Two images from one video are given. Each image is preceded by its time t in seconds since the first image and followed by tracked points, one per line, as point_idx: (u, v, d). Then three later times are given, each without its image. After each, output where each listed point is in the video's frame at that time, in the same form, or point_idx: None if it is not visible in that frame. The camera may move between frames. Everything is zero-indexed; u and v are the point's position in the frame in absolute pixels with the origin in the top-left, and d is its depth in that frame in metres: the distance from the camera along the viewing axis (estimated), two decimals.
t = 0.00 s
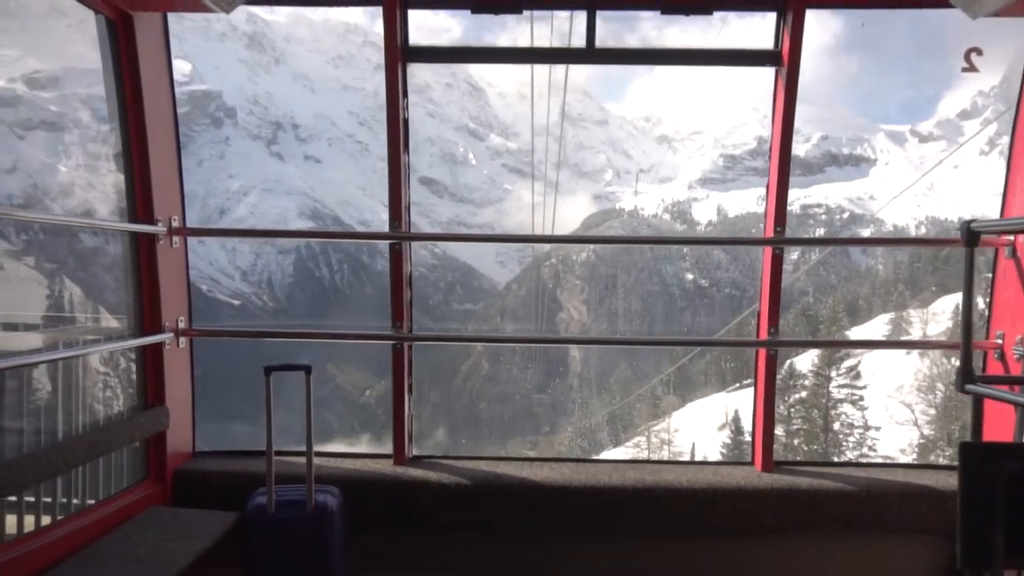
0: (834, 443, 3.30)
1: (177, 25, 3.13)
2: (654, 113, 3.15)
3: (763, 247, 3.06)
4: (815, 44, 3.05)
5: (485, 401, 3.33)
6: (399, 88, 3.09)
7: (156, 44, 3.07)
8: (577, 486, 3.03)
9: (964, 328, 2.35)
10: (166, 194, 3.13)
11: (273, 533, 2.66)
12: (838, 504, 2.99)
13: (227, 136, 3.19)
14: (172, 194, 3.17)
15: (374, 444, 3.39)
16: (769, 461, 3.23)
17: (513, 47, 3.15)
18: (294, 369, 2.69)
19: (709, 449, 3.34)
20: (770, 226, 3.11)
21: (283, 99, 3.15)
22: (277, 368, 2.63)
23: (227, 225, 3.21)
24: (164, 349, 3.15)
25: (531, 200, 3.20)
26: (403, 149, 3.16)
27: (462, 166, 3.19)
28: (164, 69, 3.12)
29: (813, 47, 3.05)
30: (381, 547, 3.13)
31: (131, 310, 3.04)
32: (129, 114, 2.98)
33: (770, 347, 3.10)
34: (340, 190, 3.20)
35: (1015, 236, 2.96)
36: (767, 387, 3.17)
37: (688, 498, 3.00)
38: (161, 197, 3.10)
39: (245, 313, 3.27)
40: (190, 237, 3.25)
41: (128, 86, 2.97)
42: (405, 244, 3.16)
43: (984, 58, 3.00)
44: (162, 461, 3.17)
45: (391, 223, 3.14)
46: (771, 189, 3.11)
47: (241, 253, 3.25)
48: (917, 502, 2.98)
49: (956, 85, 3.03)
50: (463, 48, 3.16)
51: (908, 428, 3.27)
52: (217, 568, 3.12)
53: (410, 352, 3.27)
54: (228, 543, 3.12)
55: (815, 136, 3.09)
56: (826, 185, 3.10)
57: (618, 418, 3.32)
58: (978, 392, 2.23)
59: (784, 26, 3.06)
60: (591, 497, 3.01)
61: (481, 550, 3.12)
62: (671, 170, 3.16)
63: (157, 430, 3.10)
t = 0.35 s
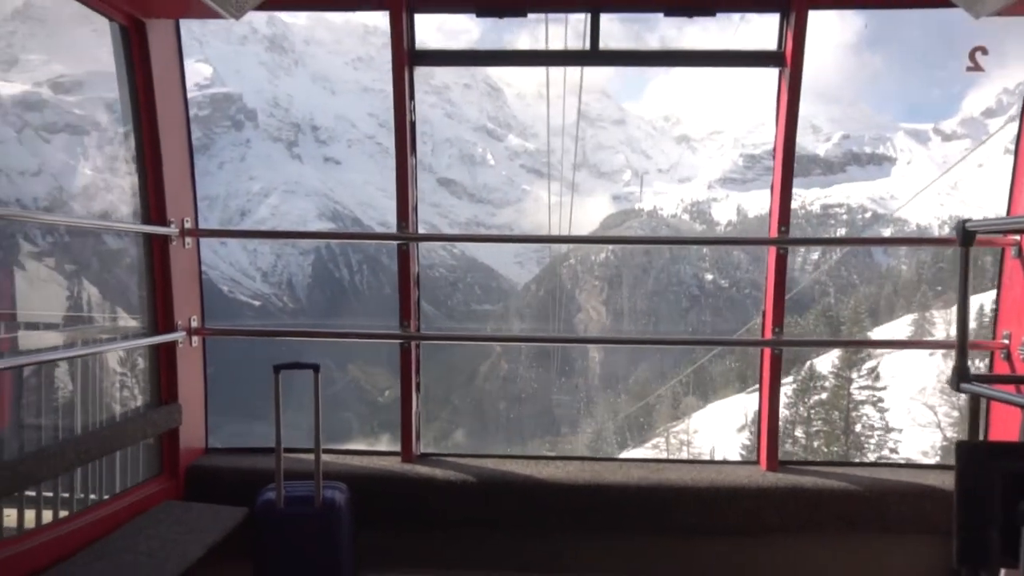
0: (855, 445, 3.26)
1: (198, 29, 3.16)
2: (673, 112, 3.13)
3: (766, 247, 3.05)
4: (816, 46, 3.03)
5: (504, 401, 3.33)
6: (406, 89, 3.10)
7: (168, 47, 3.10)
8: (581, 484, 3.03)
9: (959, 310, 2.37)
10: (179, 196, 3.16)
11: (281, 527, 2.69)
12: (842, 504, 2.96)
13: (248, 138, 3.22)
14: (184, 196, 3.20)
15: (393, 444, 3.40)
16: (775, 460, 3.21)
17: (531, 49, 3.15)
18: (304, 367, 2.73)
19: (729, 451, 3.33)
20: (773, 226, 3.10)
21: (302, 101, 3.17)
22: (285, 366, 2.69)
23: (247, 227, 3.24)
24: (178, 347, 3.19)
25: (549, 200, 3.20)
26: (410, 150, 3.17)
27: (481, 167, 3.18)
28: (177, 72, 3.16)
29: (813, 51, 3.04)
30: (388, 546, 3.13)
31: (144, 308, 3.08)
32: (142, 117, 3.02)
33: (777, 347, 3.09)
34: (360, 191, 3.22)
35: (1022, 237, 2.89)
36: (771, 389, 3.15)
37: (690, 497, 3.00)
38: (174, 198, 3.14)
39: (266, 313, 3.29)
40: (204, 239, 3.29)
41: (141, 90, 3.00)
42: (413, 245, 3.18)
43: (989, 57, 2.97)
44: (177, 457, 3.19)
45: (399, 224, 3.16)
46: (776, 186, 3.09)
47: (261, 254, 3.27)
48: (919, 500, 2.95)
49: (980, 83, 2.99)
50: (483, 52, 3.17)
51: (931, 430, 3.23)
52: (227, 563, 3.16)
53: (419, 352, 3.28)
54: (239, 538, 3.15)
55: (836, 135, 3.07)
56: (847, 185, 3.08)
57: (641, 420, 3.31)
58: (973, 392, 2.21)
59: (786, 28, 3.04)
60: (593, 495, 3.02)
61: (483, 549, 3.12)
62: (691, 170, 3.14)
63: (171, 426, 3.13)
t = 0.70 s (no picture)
0: (869, 447, 3.23)
1: (213, 31, 3.17)
2: (687, 113, 3.12)
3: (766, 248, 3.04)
4: (813, 48, 3.04)
5: (518, 402, 3.33)
6: (410, 95, 3.09)
7: (176, 51, 3.11)
8: (581, 484, 3.02)
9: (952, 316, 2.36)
10: (187, 197, 3.18)
11: (285, 524, 2.71)
12: (845, 505, 2.94)
13: (262, 139, 3.22)
14: (191, 199, 3.21)
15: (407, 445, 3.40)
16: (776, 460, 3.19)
17: (543, 52, 3.15)
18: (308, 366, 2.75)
19: (742, 452, 3.30)
20: (774, 228, 3.08)
21: (316, 101, 3.18)
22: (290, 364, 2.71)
23: (262, 228, 3.26)
24: (185, 346, 3.21)
25: (562, 201, 3.19)
26: (414, 154, 3.16)
27: (493, 167, 3.19)
28: (185, 77, 3.17)
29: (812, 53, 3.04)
30: (389, 542, 3.15)
31: (152, 308, 3.10)
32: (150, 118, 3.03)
33: (776, 347, 3.05)
34: (374, 192, 3.22)
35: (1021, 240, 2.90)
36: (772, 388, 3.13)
37: (690, 498, 2.98)
38: (183, 200, 3.15)
39: (280, 314, 3.31)
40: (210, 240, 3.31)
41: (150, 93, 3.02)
42: (417, 245, 3.17)
43: (989, 59, 2.94)
44: (184, 454, 3.22)
45: (402, 226, 3.15)
46: (776, 189, 3.08)
47: (276, 254, 3.28)
48: (922, 501, 2.92)
49: (997, 83, 2.96)
50: (497, 54, 3.17)
51: (947, 433, 3.20)
52: (233, 559, 3.17)
53: (422, 351, 3.29)
54: (245, 535, 3.16)
55: (851, 135, 3.05)
56: (863, 185, 3.05)
57: (650, 421, 3.29)
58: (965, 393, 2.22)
59: (786, 31, 3.02)
60: (593, 494, 3.00)
61: (485, 546, 3.12)
62: (705, 170, 3.13)
63: (179, 425, 3.15)
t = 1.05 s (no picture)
0: (883, 450, 3.21)
1: (228, 33, 3.19)
2: (700, 114, 3.12)
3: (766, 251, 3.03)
4: (813, 49, 3.03)
5: (530, 402, 3.33)
6: (412, 99, 3.10)
7: (184, 55, 3.14)
8: (580, 483, 3.01)
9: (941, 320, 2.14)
10: (194, 200, 3.19)
11: (290, 522, 2.72)
12: (845, 505, 2.93)
13: (276, 141, 3.24)
14: (199, 201, 3.23)
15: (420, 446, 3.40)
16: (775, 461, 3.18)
17: (553, 57, 3.15)
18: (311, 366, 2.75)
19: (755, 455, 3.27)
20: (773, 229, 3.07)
21: (330, 103, 3.19)
22: (295, 364, 2.71)
23: (277, 229, 3.27)
24: (192, 346, 3.22)
25: (574, 202, 3.19)
26: (416, 157, 3.16)
27: (507, 169, 3.19)
28: (193, 80, 3.19)
29: (818, 54, 3.03)
30: (388, 541, 3.16)
31: (160, 307, 3.12)
32: (159, 122, 3.05)
33: (775, 349, 3.03)
34: (387, 194, 3.22)
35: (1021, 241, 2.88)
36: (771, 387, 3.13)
37: (688, 498, 2.97)
38: (190, 201, 3.17)
39: (294, 314, 3.32)
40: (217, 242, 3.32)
41: (158, 98, 3.04)
42: (420, 247, 3.17)
43: (988, 63, 2.92)
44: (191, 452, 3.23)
45: (406, 227, 3.16)
46: (775, 192, 3.06)
47: (290, 256, 3.28)
48: (921, 501, 2.90)
49: (1015, 82, 2.92)
50: (510, 58, 3.17)
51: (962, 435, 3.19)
52: (239, 557, 3.19)
53: (425, 351, 3.29)
54: (250, 532, 3.17)
55: (866, 137, 3.03)
56: (878, 187, 3.03)
57: (652, 422, 3.29)
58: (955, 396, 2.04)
59: (786, 34, 3.01)
60: (590, 493, 3.00)
61: (484, 545, 3.13)
62: (719, 170, 3.13)
63: (185, 423, 3.17)
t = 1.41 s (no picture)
0: (903, 452, 3.16)
1: (248, 36, 3.21)
2: (719, 114, 3.11)
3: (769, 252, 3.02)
4: (816, 52, 3.02)
5: (546, 404, 3.33)
6: (417, 102, 3.11)
7: (194, 61, 3.17)
8: (582, 482, 3.00)
9: (932, 325, 2.26)
10: (204, 203, 3.22)
11: (297, 517, 2.75)
12: (848, 507, 2.90)
13: (294, 143, 3.25)
14: (209, 203, 3.25)
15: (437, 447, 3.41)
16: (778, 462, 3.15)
17: (569, 59, 3.15)
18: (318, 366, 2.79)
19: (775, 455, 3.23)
20: (775, 232, 3.05)
21: (349, 105, 3.20)
22: (302, 364, 2.75)
23: (296, 230, 3.29)
24: (203, 346, 3.24)
25: (592, 203, 3.19)
26: (422, 159, 3.17)
27: (524, 170, 3.19)
28: (202, 82, 3.22)
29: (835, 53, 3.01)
30: (391, 535, 3.18)
31: (171, 307, 3.15)
32: (171, 125, 3.09)
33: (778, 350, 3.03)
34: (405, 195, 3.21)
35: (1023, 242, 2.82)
36: (773, 384, 3.12)
37: (689, 498, 2.95)
38: (199, 202, 3.19)
39: (312, 315, 3.33)
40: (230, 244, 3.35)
41: (169, 101, 3.08)
42: (426, 249, 3.19)
43: (992, 64, 2.89)
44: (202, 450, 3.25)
45: (411, 228, 3.17)
46: (777, 193, 3.04)
47: (308, 257, 3.30)
48: (922, 502, 2.87)
49: None
50: (527, 61, 3.17)
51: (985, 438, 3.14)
52: (248, 553, 3.20)
53: (431, 351, 3.30)
54: (258, 529, 3.19)
55: (887, 136, 3.00)
56: (898, 187, 3.00)
57: (654, 423, 3.28)
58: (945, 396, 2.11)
59: (786, 38, 3.00)
60: (590, 493, 2.99)
61: (485, 542, 3.14)
62: (737, 171, 3.11)
63: (197, 421, 3.19)
